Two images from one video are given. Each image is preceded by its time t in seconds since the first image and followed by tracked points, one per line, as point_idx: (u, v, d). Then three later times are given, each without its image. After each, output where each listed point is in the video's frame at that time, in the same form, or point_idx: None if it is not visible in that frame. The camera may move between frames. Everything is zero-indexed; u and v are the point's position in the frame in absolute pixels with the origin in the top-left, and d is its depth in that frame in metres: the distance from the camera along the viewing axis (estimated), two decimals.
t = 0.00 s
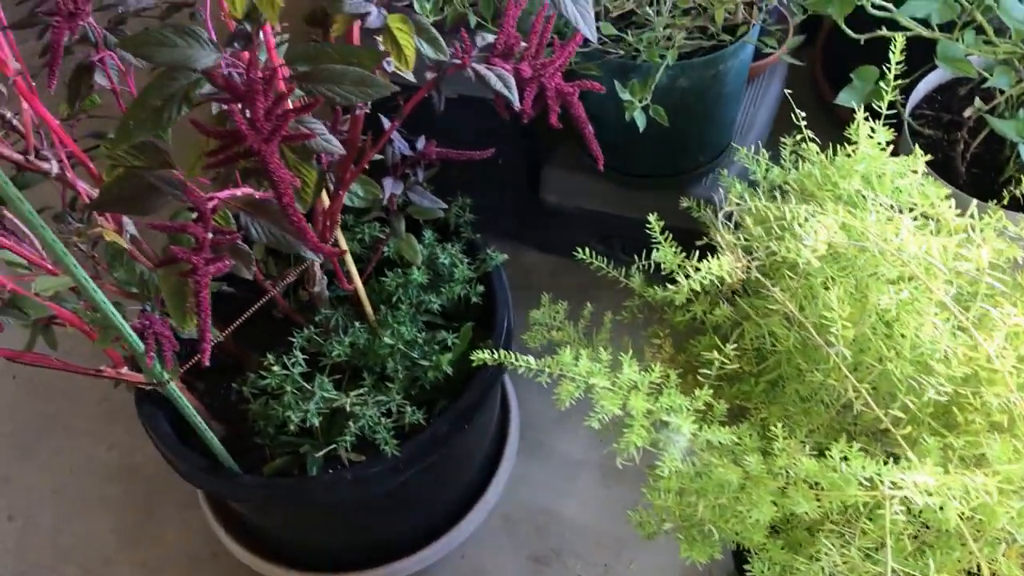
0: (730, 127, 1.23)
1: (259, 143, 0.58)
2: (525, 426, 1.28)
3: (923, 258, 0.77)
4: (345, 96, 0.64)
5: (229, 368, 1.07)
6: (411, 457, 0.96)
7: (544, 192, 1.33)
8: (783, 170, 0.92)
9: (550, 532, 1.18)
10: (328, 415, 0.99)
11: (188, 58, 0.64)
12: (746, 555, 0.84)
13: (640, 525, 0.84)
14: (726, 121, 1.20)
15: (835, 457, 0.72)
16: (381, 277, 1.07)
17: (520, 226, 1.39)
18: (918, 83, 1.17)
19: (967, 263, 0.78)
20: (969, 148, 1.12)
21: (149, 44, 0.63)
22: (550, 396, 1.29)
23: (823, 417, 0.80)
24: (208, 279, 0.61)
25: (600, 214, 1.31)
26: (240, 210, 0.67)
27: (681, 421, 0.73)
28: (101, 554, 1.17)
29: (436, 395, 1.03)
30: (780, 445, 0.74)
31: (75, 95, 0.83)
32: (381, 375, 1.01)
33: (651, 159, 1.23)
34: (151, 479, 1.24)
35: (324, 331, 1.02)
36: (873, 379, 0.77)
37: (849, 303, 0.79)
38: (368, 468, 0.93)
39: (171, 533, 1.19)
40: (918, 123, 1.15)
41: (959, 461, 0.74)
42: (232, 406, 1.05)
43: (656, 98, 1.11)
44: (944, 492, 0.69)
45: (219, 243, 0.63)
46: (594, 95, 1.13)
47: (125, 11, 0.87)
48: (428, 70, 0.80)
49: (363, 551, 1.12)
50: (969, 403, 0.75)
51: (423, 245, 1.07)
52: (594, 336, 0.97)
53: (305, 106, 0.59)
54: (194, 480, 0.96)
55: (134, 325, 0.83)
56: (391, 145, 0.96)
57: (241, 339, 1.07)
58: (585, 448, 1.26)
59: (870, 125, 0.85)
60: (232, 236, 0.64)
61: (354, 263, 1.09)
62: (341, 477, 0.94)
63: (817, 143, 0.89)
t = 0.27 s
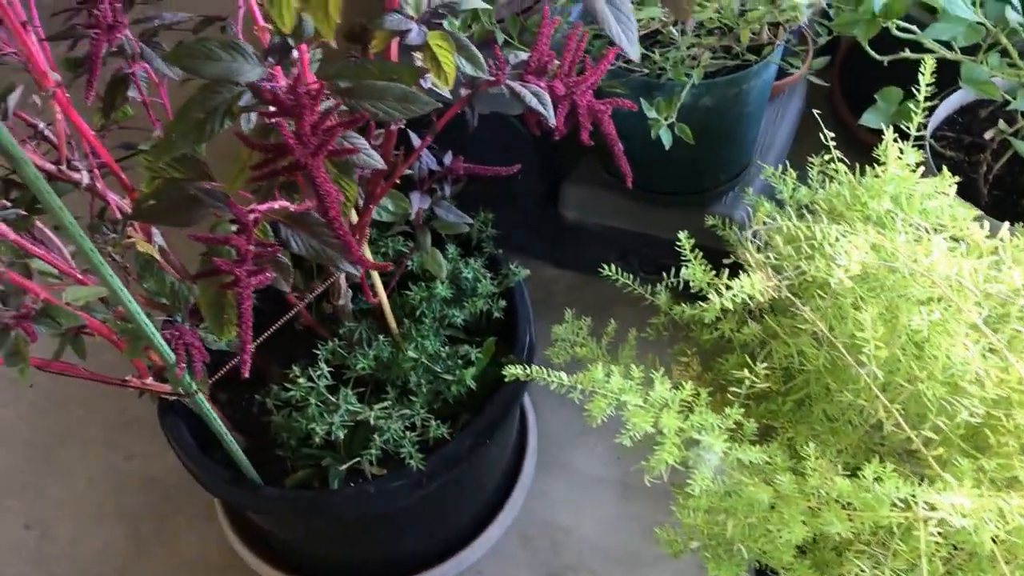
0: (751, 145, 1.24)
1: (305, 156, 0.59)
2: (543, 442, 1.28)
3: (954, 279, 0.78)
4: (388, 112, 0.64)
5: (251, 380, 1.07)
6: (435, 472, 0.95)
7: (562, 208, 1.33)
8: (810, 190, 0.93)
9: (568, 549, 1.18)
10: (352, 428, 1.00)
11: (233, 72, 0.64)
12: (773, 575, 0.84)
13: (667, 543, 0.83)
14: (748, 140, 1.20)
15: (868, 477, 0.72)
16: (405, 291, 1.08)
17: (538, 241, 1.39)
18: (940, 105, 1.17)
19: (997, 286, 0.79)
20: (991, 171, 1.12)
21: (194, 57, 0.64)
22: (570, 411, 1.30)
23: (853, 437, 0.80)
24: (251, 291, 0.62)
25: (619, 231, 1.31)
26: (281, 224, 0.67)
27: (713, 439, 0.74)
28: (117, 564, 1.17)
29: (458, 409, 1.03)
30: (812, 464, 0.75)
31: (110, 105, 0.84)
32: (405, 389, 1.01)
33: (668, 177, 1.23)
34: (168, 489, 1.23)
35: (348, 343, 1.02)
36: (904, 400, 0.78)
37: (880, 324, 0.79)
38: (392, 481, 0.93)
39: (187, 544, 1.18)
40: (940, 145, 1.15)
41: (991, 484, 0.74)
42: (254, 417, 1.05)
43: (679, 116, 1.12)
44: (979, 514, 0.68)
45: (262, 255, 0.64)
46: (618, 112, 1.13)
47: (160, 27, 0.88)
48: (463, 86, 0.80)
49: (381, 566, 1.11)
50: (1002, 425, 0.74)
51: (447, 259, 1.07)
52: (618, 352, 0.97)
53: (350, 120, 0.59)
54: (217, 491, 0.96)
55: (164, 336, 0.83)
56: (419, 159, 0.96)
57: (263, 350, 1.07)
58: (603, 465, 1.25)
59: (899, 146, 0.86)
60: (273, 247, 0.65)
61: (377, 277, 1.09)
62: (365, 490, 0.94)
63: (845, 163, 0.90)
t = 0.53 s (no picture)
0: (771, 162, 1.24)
1: (347, 165, 0.59)
2: (559, 456, 1.27)
3: (984, 299, 0.78)
4: (427, 123, 0.65)
5: (271, 389, 1.07)
6: (456, 484, 0.95)
7: (581, 222, 1.33)
8: (837, 208, 0.93)
9: (585, 565, 1.17)
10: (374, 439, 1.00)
11: (274, 81, 0.65)
12: None
13: (691, 560, 0.83)
14: (768, 157, 1.21)
15: (899, 496, 0.72)
16: (426, 302, 1.08)
17: (555, 256, 1.39)
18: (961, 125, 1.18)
19: None
20: (1014, 191, 1.13)
21: (237, 67, 0.64)
22: (587, 426, 1.29)
23: (881, 455, 0.80)
24: (289, 298, 0.62)
25: (637, 246, 1.31)
26: (318, 233, 0.67)
27: (743, 456, 0.74)
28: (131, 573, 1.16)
29: (479, 422, 1.03)
30: (842, 482, 0.74)
31: (143, 113, 0.84)
32: (426, 400, 1.01)
33: (686, 194, 1.24)
34: (182, 498, 1.23)
35: (370, 354, 1.03)
36: (934, 420, 0.77)
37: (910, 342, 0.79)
38: (414, 493, 0.92)
39: (201, 554, 1.18)
40: (961, 164, 1.16)
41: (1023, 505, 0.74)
42: (273, 426, 1.05)
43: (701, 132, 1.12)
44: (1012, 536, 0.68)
45: (300, 263, 0.64)
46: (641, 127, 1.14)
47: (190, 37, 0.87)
48: (495, 99, 0.81)
49: None
50: None
51: (469, 271, 1.07)
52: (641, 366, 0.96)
53: (392, 132, 0.60)
54: (237, 500, 0.95)
55: (192, 344, 0.83)
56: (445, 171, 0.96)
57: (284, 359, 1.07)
58: (620, 480, 1.25)
59: (929, 164, 0.87)
60: (311, 256, 0.65)
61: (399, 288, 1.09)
62: (386, 500, 0.93)
63: (873, 181, 0.90)
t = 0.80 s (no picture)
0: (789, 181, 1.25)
1: (384, 178, 0.59)
2: (573, 471, 1.27)
3: (1008, 321, 0.78)
4: (461, 138, 0.65)
5: (288, 398, 1.07)
6: (474, 496, 0.95)
7: (598, 237, 1.34)
8: (859, 228, 0.94)
9: None
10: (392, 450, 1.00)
11: (309, 93, 0.65)
12: None
13: None
14: (786, 175, 1.21)
15: (923, 517, 0.72)
16: (445, 315, 1.08)
17: (570, 271, 1.39)
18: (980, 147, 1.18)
19: None
20: None
21: (273, 79, 0.65)
22: (601, 441, 1.29)
23: (903, 475, 0.80)
24: (321, 309, 0.63)
25: (653, 261, 1.31)
26: (351, 245, 0.68)
27: (766, 473, 0.74)
28: None
29: (496, 435, 1.03)
30: (865, 502, 0.74)
31: (173, 120, 0.84)
32: (444, 412, 1.02)
33: (706, 211, 1.24)
34: (195, 505, 1.23)
35: (389, 365, 1.03)
36: (957, 441, 0.77)
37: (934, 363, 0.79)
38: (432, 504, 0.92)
39: (213, 562, 1.17)
40: (979, 186, 1.16)
41: None
42: (290, 435, 1.05)
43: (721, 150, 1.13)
44: None
45: (333, 275, 0.64)
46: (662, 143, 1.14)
47: (220, 47, 0.88)
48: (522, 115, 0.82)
49: None
50: None
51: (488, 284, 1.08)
52: (661, 382, 0.97)
53: (427, 145, 0.60)
54: (254, 508, 0.95)
55: (216, 351, 0.83)
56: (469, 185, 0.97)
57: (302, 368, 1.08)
58: (633, 496, 1.24)
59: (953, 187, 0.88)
60: (343, 267, 0.66)
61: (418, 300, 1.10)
62: (404, 511, 0.93)
63: (896, 203, 0.90)
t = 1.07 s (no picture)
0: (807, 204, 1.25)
1: (413, 198, 0.59)
2: (585, 490, 1.27)
3: None
4: (489, 159, 0.65)
5: (303, 411, 1.07)
6: (489, 514, 0.94)
7: (613, 255, 1.34)
8: (879, 254, 0.94)
9: None
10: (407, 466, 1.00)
11: (340, 112, 0.66)
12: None
13: None
14: (804, 198, 1.21)
15: (945, 548, 0.72)
16: (462, 331, 1.08)
17: (585, 289, 1.39)
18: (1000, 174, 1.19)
19: None
20: None
21: (304, 97, 0.65)
22: (614, 461, 1.29)
23: (924, 504, 0.80)
24: (348, 326, 0.63)
25: (669, 281, 1.31)
26: (377, 263, 0.68)
27: (787, 500, 0.73)
28: None
29: (511, 453, 1.03)
30: (886, 531, 0.74)
31: (198, 134, 0.83)
32: (459, 429, 1.01)
33: (724, 232, 1.24)
34: (207, 516, 1.23)
35: (405, 381, 1.03)
36: (979, 471, 0.77)
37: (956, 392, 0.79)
38: (448, 522, 0.92)
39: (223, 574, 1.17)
40: (999, 214, 1.16)
41: None
42: (304, 447, 1.05)
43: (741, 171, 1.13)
44: None
45: (359, 292, 0.65)
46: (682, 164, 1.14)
47: (247, 62, 0.88)
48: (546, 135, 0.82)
49: None
50: None
51: (505, 301, 1.08)
52: (679, 404, 0.97)
53: (457, 166, 0.61)
54: (268, 521, 0.95)
55: (236, 365, 0.84)
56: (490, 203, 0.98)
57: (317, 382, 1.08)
58: (645, 516, 1.24)
59: (975, 215, 0.88)
60: (369, 285, 0.66)
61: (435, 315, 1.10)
62: (419, 528, 0.92)
63: (918, 230, 0.91)
